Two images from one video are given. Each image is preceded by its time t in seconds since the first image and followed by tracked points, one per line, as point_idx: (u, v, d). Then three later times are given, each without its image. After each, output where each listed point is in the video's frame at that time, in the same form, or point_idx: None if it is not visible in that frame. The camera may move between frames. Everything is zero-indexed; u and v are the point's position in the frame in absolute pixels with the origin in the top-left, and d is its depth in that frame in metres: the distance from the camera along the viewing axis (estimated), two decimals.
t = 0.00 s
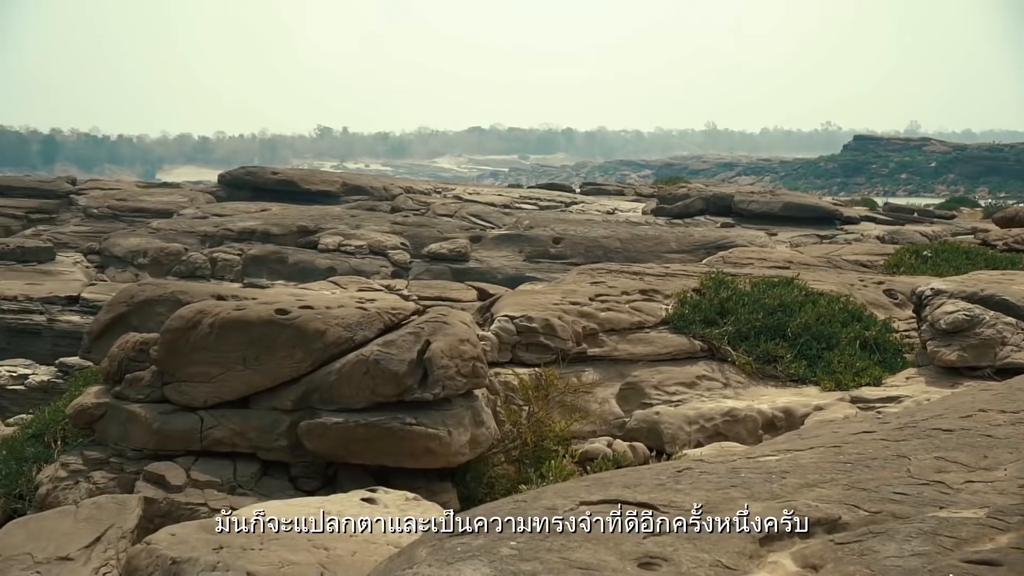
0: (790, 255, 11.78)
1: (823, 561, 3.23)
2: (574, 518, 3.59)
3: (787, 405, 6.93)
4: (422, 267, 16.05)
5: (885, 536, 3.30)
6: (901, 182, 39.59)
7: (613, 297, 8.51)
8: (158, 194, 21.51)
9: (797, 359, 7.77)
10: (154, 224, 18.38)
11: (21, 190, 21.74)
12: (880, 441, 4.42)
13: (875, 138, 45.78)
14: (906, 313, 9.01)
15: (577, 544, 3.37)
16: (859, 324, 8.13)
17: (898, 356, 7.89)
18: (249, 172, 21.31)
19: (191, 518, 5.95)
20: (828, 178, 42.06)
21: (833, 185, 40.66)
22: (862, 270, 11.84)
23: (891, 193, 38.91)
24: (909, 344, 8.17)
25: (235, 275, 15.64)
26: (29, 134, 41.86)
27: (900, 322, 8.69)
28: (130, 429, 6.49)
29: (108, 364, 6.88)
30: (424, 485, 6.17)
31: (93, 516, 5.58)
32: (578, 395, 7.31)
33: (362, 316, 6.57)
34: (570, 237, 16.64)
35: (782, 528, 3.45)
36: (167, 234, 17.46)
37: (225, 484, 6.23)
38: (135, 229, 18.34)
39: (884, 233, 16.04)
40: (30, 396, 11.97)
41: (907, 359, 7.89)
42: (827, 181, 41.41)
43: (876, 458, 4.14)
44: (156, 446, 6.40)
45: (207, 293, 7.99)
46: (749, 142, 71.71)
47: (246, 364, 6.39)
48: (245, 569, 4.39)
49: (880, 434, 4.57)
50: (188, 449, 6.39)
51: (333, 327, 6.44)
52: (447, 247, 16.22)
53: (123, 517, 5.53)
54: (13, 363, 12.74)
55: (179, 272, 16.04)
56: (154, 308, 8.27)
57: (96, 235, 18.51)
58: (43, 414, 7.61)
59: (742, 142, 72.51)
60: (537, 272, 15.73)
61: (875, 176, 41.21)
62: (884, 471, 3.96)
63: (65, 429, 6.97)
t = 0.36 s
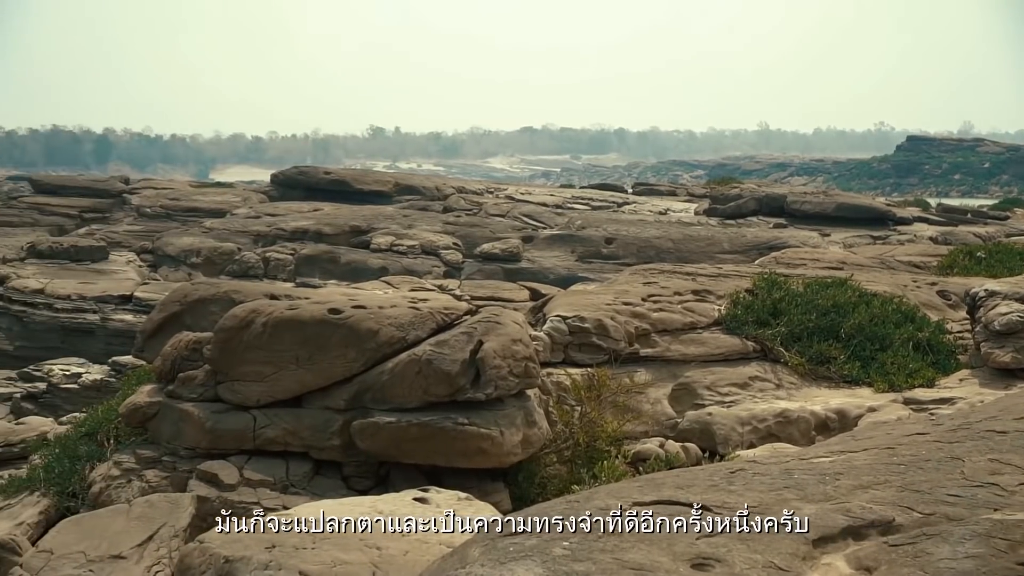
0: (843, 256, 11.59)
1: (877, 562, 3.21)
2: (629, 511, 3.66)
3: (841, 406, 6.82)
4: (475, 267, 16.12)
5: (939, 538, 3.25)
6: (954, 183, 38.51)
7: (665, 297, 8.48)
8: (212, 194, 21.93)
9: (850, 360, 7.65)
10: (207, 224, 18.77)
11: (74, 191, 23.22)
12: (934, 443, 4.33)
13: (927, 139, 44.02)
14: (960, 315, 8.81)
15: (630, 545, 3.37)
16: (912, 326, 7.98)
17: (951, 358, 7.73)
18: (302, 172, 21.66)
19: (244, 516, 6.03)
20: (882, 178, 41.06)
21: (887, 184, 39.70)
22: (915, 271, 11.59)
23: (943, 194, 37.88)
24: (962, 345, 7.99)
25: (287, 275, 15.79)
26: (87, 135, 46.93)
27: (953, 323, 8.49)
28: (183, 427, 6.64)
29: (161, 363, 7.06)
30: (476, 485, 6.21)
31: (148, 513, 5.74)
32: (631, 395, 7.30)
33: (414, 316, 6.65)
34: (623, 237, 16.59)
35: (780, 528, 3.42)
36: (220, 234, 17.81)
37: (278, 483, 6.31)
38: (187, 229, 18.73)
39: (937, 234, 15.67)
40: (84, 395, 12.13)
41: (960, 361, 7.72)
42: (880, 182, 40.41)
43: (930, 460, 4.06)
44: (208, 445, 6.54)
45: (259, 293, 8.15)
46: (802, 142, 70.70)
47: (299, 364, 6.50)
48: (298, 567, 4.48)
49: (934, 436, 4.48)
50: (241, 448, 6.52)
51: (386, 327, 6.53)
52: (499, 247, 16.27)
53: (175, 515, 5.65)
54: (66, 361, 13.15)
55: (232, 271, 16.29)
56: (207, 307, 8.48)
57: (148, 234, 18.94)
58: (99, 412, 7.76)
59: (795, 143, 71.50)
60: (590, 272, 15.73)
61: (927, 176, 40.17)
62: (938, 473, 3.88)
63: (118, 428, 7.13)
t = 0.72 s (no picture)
0: (901, 258, 11.34)
1: (935, 565, 3.19)
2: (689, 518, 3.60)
3: (898, 407, 6.70)
4: (532, 267, 16.17)
5: (998, 542, 3.22)
6: (1014, 185, 37.20)
7: (723, 299, 8.41)
8: (270, 193, 22.35)
9: (908, 362, 7.51)
10: (266, 223, 19.14)
11: (134, 190, 24.32)
12: (993, 446, 4.24)
13: (987, 140, 42.79)
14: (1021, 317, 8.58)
15: (688, 547, 3.37)
16: (970, 328, 7.80)
17: (1010, 361, 7.56)
18: (360, 172, 21.98)
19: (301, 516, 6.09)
20: (940, 180, 39.85)
21: (946, 186, 38.73)
22: (974, 273, 11.29)
23: (1004, 196, 36.66)
24: (1022, 348, 7.79)
25: (345, 274, 16.02)
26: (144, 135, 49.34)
27: (1014, 326, 8.27)
28: (241, 426, 6.80)
29: (220, 361, 7.24)
30: (533, 485, 6.25)
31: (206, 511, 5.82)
32: (688, 396, 7.26)
33: (472, 316, 6.71)
34: (680, 238, 16.48)
35: (780, 528, 3.44)
36: (278, 234, 18.15)
37: (335, 482, 6.42)
38: (245, 229, 19.12)
39: (998, 237, 15.23)
40: (142, 392, 12.36)
41: (1019, 364, 7.57)
42: (938, 184, 39.18)
43: (990, 463, 3.97)
44: (266, 444, 6.68)
45: (317, 292, 8.30)
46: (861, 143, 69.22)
47: (357, 363, 6.62)
48: (356, 567, 4.55)
49: (994, 438, 4.38)
50: (298, 448, 6.64)
51: (443, 326, 6.60)
52: (556, 247, 16.32)
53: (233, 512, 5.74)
54: (124, 360, 13.56)
55: (290, 271, 16.58)
56: (266, 306, 8.68)
57: (206, 233, 19.38)
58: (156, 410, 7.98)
59: (854, 143, 70.01)
60: (647, 272, 15.68)
61: (987, 178, 38.91)
62: (997, 476, 3.80)
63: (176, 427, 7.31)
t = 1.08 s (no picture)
0: (958, 259, 11.08)
1: (992, 568, 3.19)
2: (744, 521, 3.61)
3: (954, 409, 6.58)
4: (587, 268, 16.17)
5: None
6: None
7: (778, 300, 8.32)
8: (327, 193, 22.68)
9: (964, 364, 7.36)
10: (322, 223, 19.43)
11: (189, 190, 24.82)
12: None
13: None
14: None
15: (743, 548, 3.37)
16: None
17: None
18: (416, 172, 22.18)
19: (355, 516, 6.21)
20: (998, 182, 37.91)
21: (1003, 185, 36.75)
22: None
23: None
24: None
25: (401, 274, 16.18)
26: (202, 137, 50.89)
27: None
28: (297, 425, 6.94)
29: (277, 361, 7.40)
30: (589, 485, 6.28)
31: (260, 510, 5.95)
32: (743, 397, 7.20)
33: (527, 317, 6.76)
34: (735, 239, 16.33)
35: (780, 528, 3.50)
36: (334, 234, 18.40)
37: (391, 482, 6.52)
38: (301, 229, 19.42)
39: None
40: (197, 393, 12.60)
41: None
42: (996, 185, 37.64)
43: None
44: (322, 444, 6.81)
45: (372, 292, 8.43)
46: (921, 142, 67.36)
47: (413, 364, 6.71)
48: (410, 566, 4.63)
49: None
50: (354, 447, 6.76)
51: (499, 327, 6.66)
52: (612, 248, 16.29)
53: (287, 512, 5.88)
54: (179, 360, 13.90)
55: (346, 271, 16.79)
56: (323, 306, 8.86)
57: (263, 233, 19.75)
58: (212, 409, 8.16)
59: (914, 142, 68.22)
60: (703, 273, 15.57)
61: None
62: None
63: (231, 427, 7.49)
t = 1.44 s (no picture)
0: (1016, 261, 10.81)
1: None
2: (800, 523, 3.59)
3: (1009, 412, 6.46)
4: (641, 268, 16.10)
5: None
6: None
7: (833, 302, 8.23)
8: (380, 194, 22.92)
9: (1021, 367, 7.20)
10: (375, 224, 19.65)
11: (243, 189, 25.31)
12: None
13: None
14: None
15: (797, 550, 3.36)
16: None
17: None
18: (469, 172, 22.32)
19: (409, 516, 6.29)
20: None
21: None
22: None
23: None
24: None
25: (454, 275, 16.26)
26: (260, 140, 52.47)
27: None
28: (350, 425, 7.05)
29: (331, 361, 7.54)
30: (641, 486, 6.29)
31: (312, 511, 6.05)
32: (797, 399, 7.14)
33: (580, 317, 6.79)
34: (789, 240, 16.12)
35: (780, 528, 3.56)
36: (387, 234, 18.63)
37: (444, 482, 6.60)
38: (354, 229, 19.65)
39: None
40: (250, 392, 13.05)
41: None
42: None
43: None
44: (375, 444, 6.91)
45: (425, 292, 8.53)
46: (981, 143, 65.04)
47: (466, 364, 6.78)
48: (463, 567, 4.68)
49: None
50: (408, 447, 6.86)
51: (552, 328, 6.69)
52: (664, 249, 16.21)
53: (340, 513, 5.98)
54: (233, 360, 14.20)
55: (399, 272, 16.95)
56: (376, 306, 9.00)
57: (317, 233, 20.04)
58: (266, 409, 8.32)
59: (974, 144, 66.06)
60: (757, 275, 15.38)
61: None
62: None
63: (285, 427, 7.64)
